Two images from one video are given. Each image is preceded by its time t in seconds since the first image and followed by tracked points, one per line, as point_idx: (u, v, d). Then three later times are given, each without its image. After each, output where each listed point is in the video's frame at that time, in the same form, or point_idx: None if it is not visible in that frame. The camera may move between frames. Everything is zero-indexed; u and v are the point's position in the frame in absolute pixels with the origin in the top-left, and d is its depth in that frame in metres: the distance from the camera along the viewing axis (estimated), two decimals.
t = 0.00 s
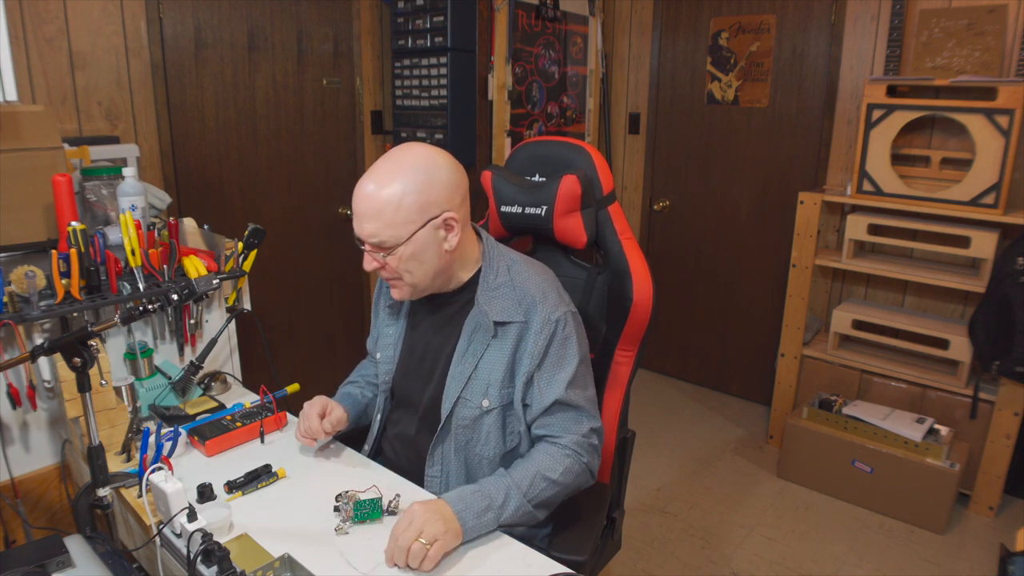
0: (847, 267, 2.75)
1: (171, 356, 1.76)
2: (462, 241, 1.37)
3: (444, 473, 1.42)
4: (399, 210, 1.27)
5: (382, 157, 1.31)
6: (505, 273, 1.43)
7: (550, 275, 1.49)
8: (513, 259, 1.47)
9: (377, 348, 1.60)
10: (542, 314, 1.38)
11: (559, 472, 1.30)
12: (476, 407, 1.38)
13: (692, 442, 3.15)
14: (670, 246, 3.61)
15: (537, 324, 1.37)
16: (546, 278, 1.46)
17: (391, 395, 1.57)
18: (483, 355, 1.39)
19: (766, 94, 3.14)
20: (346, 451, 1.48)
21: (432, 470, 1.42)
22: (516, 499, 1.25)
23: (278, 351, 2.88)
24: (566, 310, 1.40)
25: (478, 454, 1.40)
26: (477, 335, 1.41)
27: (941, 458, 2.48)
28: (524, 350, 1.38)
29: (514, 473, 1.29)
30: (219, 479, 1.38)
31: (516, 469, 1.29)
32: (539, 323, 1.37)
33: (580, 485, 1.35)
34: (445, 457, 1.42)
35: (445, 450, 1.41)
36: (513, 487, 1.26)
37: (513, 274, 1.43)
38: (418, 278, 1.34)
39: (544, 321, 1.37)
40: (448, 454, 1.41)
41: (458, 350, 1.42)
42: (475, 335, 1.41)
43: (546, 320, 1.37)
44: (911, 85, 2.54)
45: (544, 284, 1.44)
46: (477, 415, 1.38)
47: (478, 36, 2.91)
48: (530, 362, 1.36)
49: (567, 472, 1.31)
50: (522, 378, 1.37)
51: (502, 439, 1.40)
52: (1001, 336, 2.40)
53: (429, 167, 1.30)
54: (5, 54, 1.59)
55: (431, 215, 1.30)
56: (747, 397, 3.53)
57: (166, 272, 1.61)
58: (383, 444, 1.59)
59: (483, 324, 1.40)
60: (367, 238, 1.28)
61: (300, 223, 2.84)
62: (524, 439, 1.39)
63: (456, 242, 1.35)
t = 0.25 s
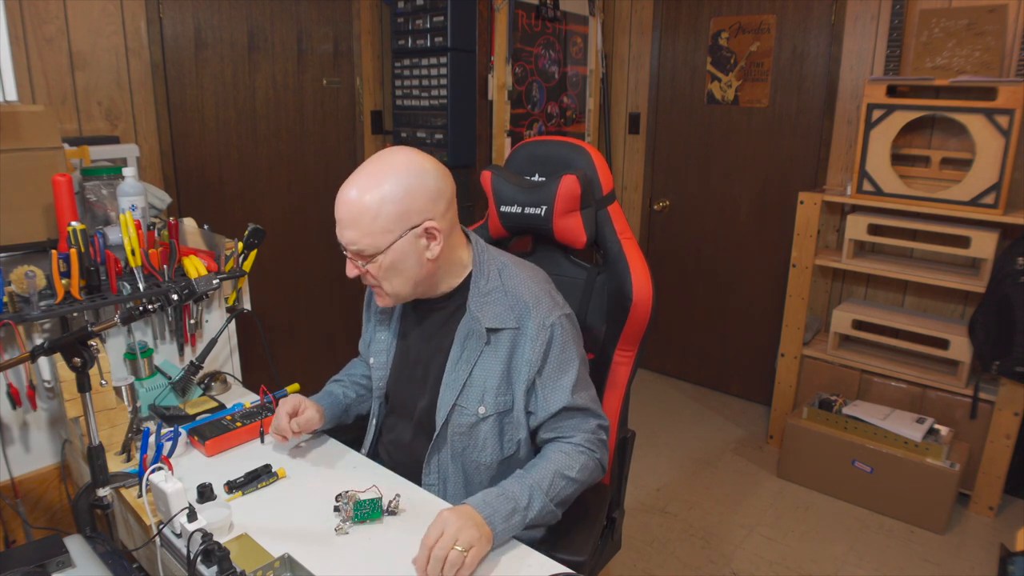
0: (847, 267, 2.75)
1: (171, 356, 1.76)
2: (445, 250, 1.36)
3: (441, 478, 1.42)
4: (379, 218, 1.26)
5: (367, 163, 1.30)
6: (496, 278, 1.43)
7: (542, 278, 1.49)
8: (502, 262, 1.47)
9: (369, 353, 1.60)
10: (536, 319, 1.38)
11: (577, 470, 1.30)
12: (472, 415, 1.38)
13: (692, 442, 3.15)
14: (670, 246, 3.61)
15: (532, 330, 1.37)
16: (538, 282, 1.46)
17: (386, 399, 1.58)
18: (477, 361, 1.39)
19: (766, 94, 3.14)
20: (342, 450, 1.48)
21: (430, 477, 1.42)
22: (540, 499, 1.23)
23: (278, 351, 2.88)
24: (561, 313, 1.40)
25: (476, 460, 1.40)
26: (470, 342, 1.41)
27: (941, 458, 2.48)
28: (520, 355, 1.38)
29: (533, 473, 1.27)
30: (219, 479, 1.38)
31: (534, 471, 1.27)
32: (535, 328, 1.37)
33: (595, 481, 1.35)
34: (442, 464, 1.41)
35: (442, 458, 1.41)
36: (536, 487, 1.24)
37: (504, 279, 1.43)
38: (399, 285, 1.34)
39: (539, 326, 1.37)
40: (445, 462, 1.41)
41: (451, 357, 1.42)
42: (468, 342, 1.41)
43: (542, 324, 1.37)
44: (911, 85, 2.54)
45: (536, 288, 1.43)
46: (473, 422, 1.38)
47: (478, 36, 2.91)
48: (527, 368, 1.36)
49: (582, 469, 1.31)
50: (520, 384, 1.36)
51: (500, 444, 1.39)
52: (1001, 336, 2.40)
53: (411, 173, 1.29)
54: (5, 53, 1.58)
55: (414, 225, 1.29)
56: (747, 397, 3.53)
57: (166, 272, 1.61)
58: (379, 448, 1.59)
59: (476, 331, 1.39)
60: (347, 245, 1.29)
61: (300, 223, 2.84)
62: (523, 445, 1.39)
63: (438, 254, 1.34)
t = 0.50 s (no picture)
0: (847, 267, 2.75)
1: (171, 356, 1.76)
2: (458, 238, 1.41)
3: (440, 480, 1.42)
4: (414, 212, 1.27)
5: (360, 170, 1.29)
6: (490, 279, 1.43)
7: (537, 278, 1.48)
8: (497, 262, 1.47)
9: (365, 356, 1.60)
10: (533, 319, 1.38)
11: (582, 465, 1.29)
12: (471, 415, 1.38)
13: (692, 442, 3.15)
14: (670, 246, 3.61)
15: (529, 329, 1.37)
16: (533, 281, 1.45)
17: (383, 403, 1.57)
18: (474, 362, 1.39)
19: (766, 94, 3.14)
20: (342, 450, 1.48)
21: (429, 479, 1.42)
22: (549, 496, 1.23)
23: (278, 351, 2.88)
24: (557, 311, 1.39)
25: (475, 461, 1.40)
26: (467, 342, 1.41)
27: (941, 458, 2.48)
28: (517, 355, 1.38)
29: (539, 470, 1.26)
30: (219, 479, 1.38)
31: (539, 467, 1.27)
32: (531, 327, 1.37)
33: (600, 476, 1.34)
34: (441, 467, 1.41)
35: (441, 460, 1.41)
36: (542, 483, 1.24)
37: (498, 279, 1.43)
38: (431, 280, 1.35)
39: (535, 325, 1.37)
40: (443, 464, 1.41)
41: (448, 359, 1.42)
42: (464, 342, 1.41)
43: (538, 323, 1.37)
44: (911, 85, 2.54)
45: (531, 288, 1.43)
46: (472, 423, 1.38)
47: (478, 36, 2.91)
48: (526, 367, 1.36)
49: (587, 464, 1.30)
50: (518, 384, 1.37)
51: (499, 445, 1.39)
52: (1002, 336, 2.40)
53: (420, 168, 1.31)
54: (5, 54, 1.58)
55: (437, 211, 1.32)
56: (747, 397, 3.53)
57: (166, 272, 1.61)
58: (377, 449, 1.59)
59: (472, 332, 1.39)
60: (382, 251, 1.26)
61: (300, 223, 2.84)
62: (523, 445, 1.39)
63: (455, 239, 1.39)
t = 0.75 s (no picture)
0: (847, 267, 2.75)
1: (171, 356, 1.76)
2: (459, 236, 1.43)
3: (441, 480, 1.42)
4: (426, 207, 1.27)
5: (364, 172, 1.29)
6: (490, 278, 1.43)
7: (536, 277, 1.48)
8: (496, 262, 1.47)
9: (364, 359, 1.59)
10: (533, 317, 1.38)
11: (599, 463, 1.27)
12: (471, 415, 1.38)
13: (692, 442, 3.15)
14: (670, 246, 3.61)
15: (529, 328, 1.37)
16: (532, 280, 1.45)
17: (381, 404, 1.57)
18: (475, 361, 1.39)
19: (766, 94, 3.14)
20: (341, 450, 1.48)
21: (430, 480, 1.42)
22: (579, 498, 1.21)
23: (278, 351, 2.88)
24: (557, 309, 1.40)
25: (476, 461, 1.40)
26: (467, 343, 1.41)
27: (941, 458, 2.48)
28: (518, 353, 1.38)
29: (558, 473, 1.24)
30: (219, 479, 1.38)
31: (559, 471, 1.24)
32: (532, 326, 1.37)
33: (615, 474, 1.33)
34: (442, 468, 1.41)
35: (442, 460, 1.41)
36: (570, 487, 1.21)
37: (498, 278, 1.43)
38: (443, 275, 1.35)
39: (536, 323, 1.37)
40: (444, 464, 1.41)
41: (448, 359, 1.42)
42: (464, 343, 1.41)
43: (538, 322, 1.37)
44: (911, 85, 2.54)
45: (531, 287, 1.43)
46: (472, 423, 1.38)
47: (478, 36, 2.91)
48: (527, 367, 1.36)
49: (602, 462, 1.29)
50: (520, 383, 1.37)
51: (500, 445, 1.39)
52: (1002, 336, 2.40)
53: (425, 165, 1.32)
54: (5, 53, 1.58)
55: (444, 207, 1.34)
56: (747, 397, 3.53)
57: (166, 272, 1.61)
58: (376, 450, 1.59)
59: (472, 332, 1.40)
60: (399, 247, 1.25)
61: (300, 223, 2.84)
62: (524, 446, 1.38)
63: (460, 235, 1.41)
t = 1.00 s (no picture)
0: (847, 267, 2.75)
1: (171, 356, 1.76)
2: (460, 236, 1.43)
3: (442, 479, 1.42)
4: (427, 205, 1.28)
5: (365, 170, 1.29)
6: (490, 277, 1.43)
7: (537, 277, 1.48)
8: (496, 262, 1.47)
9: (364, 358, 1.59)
10: (533, 317, 1.38)
11: (603, 463, 1.26)
12: (472, 415, 1.38)
13: (692, 442, 3.15)
14: (670, 246, 3.61)
15: (529, 327, 1.37)
16: (533, 280, 1.45)
17: (381, 404, 1.57)
18: (475, 361, 1.39)
19: (766, 94, 3.14)
20: (341, 450, 1.48)
21: (431, 480, 1.43)
22: (582, 500, 1.20)
23: (278, 351, 2.88)
24: (557, 309, 1.40)
25: (477, 462, 1.40)
26: (467, 342, 1.41)
27: (941, 458, 2.48)
28: (519, 353, 1.38)
29: (562, 473, 1.23)
30: (219, 480, 1.38)
31: (560, 471, 1.23)
32: (532, 326, 1.37)
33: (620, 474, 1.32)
34: (443, 467, 1.42)
35: (443, 460, 1.41)
36: (574, 488, 1.20)
37: (498, 278, 1.43)
38: (443, 274, 1.35)
39: (536, 323, 1.37)
40: (445, 464, 1.41)
41: (448, 359, 1.42)
42: (464, 343, 1.41)
43: (539, 321, 1.37)
44: (911, 85, 2.54)
45: (532, 287, 1.43)
46: (473, 423, 1.38)
47: (478, 36, 2.91)
48: (527, 365, 1.36)
49: (606, 462, 1.28)
50: (520, 383, 1.37)
51: (501, 445, 1.38)
52: (1002, 336, 2.40)
53: (426, 164, 1.32)
54: (5, 53, 1.59)
55: (445, 207, 1.34)
56: (747, 397, 3.53)
57: (166, 272, 1.61)
58: (376, 450, 1.59)
59: (472, 331, 1.40)
60: (399, 245, 1.25)
61: (300, 222, 2.84)
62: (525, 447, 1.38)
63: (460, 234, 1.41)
